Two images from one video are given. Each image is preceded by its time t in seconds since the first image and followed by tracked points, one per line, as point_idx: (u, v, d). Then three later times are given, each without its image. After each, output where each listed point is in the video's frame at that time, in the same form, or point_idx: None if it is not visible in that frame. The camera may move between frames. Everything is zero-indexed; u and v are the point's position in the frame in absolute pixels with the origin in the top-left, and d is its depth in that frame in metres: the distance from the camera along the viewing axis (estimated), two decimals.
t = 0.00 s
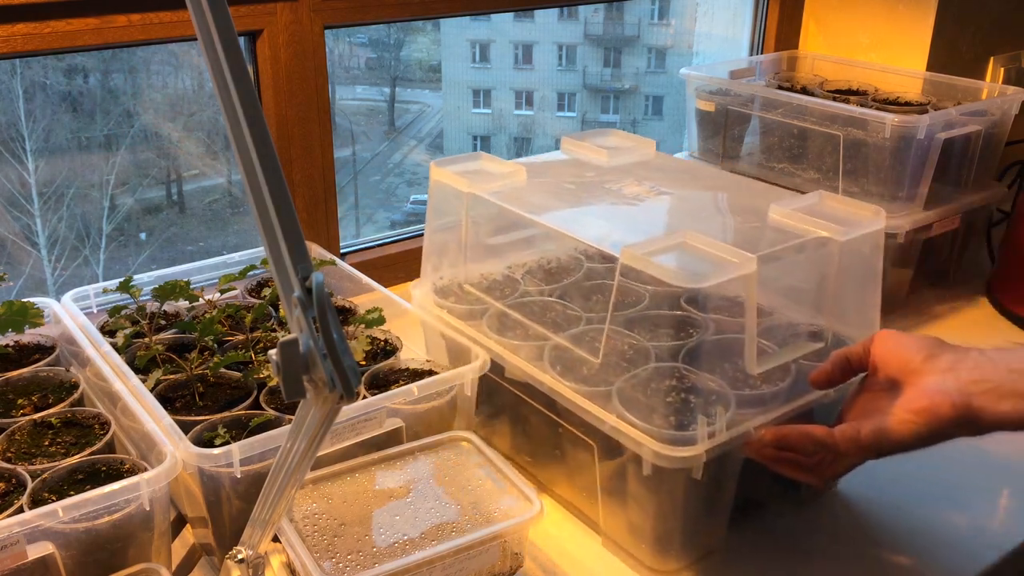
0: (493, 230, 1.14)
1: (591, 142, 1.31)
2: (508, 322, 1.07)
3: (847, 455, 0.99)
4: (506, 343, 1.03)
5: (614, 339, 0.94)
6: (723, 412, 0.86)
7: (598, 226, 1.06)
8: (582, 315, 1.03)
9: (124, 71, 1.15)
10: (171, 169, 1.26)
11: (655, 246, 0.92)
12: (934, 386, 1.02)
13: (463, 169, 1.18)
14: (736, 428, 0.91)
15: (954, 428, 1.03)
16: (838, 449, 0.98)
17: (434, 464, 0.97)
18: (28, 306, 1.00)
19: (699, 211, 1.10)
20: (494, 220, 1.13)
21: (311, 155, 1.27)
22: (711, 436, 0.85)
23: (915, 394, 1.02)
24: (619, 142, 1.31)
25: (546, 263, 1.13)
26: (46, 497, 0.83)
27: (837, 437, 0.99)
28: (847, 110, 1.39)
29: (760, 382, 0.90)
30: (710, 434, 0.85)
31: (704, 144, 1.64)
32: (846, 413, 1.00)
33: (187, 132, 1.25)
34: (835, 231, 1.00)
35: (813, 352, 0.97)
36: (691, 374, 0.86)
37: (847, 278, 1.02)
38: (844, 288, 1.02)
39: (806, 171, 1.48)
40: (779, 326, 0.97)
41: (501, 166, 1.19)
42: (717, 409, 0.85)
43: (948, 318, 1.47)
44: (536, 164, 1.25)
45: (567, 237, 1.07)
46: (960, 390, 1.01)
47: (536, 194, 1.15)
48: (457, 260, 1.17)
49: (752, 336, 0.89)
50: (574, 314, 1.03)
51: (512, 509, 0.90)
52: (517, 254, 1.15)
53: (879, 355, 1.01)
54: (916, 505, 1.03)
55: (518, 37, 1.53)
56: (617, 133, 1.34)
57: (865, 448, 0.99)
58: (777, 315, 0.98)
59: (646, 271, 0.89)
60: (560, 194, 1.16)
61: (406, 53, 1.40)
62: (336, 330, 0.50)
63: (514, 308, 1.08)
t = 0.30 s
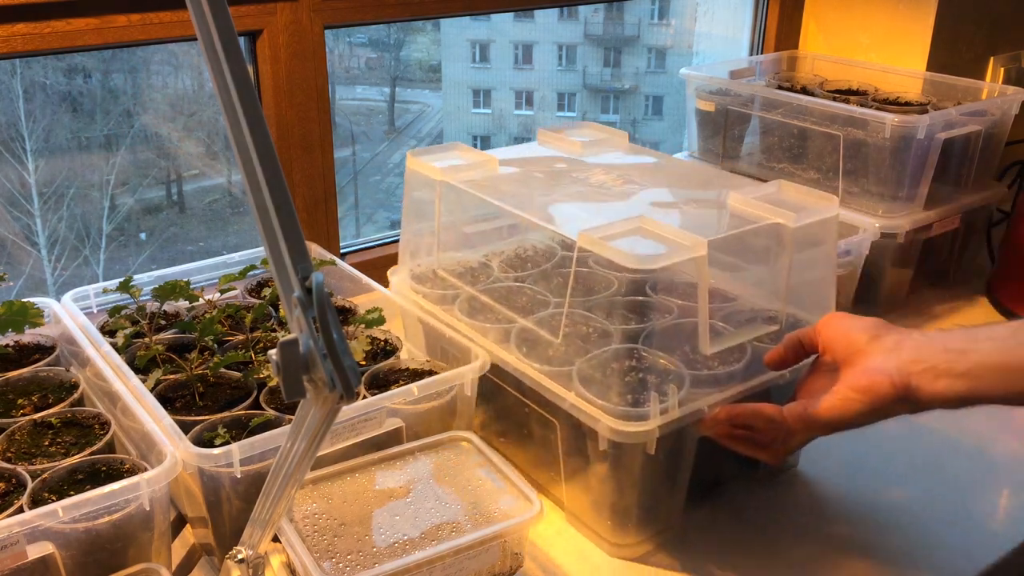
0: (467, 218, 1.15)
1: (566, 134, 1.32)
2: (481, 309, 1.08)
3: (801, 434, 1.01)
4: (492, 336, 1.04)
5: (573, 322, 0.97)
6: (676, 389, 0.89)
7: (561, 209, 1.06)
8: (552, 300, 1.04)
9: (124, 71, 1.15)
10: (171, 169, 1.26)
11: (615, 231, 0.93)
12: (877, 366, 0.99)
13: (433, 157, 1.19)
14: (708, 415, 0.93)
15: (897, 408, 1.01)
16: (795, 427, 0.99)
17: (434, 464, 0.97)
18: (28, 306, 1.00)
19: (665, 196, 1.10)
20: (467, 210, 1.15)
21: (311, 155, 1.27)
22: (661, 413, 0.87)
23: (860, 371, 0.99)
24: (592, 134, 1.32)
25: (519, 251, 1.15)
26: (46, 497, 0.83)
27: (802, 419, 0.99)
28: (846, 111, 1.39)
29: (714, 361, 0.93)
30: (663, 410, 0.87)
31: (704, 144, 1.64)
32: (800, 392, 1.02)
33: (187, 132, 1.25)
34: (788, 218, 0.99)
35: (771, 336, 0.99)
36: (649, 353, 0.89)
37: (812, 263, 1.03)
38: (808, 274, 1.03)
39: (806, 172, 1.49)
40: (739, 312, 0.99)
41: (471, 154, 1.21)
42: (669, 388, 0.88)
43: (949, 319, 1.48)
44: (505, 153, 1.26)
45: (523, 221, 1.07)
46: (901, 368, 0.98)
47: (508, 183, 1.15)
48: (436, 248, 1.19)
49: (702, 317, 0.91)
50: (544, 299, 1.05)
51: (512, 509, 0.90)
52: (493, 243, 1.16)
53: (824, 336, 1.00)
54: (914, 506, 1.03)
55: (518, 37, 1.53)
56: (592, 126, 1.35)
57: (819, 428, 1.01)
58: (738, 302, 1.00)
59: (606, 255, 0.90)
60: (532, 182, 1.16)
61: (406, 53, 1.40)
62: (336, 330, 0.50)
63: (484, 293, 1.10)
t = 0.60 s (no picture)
0: (440, 206, 1.18)
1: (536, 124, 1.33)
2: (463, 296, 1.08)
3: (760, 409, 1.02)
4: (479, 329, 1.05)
5: (537, 303, 0.99)
6: (633, 363, 0.92)
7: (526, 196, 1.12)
8: (518, 283, 1.05)
9: (124, 71, 1.15)
10: (171, 169, 1.26)
11: (574, 214, 0.98)
12: (822, 342, 0.98)
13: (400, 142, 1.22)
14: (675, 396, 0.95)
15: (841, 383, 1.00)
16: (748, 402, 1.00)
17: (435, 464, 0.97)
18: (28, 306, 1.00)
19: (615, 185, 1.13)
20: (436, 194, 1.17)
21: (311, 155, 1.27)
22: (619, 385, 0.90)
23: (806, 348, 0.99)
24: (562, 124, 1.33)
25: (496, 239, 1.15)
26: (46, 497, 0.83)
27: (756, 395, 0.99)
28: (846, 110, 1.39)
29: (674, 340, 0.97)
30: (619, 382, 0.90)
31: (704, 145, 1.64)
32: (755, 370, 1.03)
33: (187, 131, 1.25)
34: (740, 201, 1.01)
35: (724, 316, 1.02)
36: (611, 332, 0.93)
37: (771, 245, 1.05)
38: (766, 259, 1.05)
39: (806, 172, 1.49)
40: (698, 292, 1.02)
41: (443, 142, 1.23)
42: (625, 360, 0.91)
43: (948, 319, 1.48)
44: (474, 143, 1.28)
45: (494, 206, 1.12)
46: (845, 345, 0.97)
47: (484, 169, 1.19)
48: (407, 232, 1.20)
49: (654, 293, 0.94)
50: (512, 281, 1.06)
51: (512, 509, 0.90)
52: (467, 231, 1.18)
53: (773, 315, 1.01)
54: (914, 505, 1.03)
55: (518, 37, 1.53)
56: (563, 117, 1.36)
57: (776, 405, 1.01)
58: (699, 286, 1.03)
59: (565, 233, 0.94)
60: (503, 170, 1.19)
61: (406, 53, 1.40)
62: (336, 330, 0.50)
63: (454, 275, 1.13)
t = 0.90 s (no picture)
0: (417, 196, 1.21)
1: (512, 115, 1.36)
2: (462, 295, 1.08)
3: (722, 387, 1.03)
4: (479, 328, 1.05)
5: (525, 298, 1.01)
6: (599, 342, 0.96)
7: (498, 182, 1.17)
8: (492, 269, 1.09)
9: (124, 71, 1.15)
10: (171, 169, 1.26)
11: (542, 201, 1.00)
12: (775, 320, 0.97)
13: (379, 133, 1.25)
14: (640, 371, 0.99)
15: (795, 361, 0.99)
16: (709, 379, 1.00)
17: (435, 464, 0.97)
18: (28, 306, 1.00)
19: (596, 177, 1.17)
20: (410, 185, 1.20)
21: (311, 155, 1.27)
22: (586, 362, 0.95)
23: (760, 327, 0.98)
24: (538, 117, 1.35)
25: (475, 228, 1.16)
26: (46, 497, 0.83)
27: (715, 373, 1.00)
28: (846, 110, 1.39)
29: (640, 320, 1.01)
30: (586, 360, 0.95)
31: (704, 145, 1.64)
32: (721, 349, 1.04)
33: (187, 131, 1.25)
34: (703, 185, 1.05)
35: (686, 296, 1.07)
36: (580, 313, 0.95)
37: (730, 231, 1.09)
38: (726, 244, 1.10)
39: (806, 172, 1.49)
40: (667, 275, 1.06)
41: (420, 132, 1.25)
42: (592, 339, 0.96)
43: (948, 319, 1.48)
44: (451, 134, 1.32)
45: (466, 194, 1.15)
46: (797, 323, 0.96)
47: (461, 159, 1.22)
48: (386, 221, 1.24)
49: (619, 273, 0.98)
50: (483, 264, 1.11)
51: (512, 509, 0.90)
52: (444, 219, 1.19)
53: (732, 296, 1.02)
54: (914, 505, 1.03)
55: (518, 37, 1.53)
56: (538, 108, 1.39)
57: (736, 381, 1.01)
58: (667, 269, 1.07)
59: (532, 219, 0.97)
60: (477, 161, 1.22)
61: (406, 53, 1.40)
62: (336, 330, 0.50)
63: (430, 261, 1.17)
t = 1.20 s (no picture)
0: (403, 188, 1.23)
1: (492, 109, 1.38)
2: (462, 295, 1.08)
3: (695, 368, 1.08)
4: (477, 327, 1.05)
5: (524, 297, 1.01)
6: (576, 326, 1.00)
7: (479, 172, 1.17)
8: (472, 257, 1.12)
9: (124, 71, 1.15)
10: (171, 169, 1.26)
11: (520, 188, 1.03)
12: (745, 304, 1.03)
13: (360, 125, 1.25)
14: (615, 354, 1.03)
15: (764, 344, 1.05)
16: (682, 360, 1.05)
17: (435, 464, 0.97)
18: (28, 306, 1.00)
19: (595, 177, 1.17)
20: (394, 174, 1.22)
21: (312, 155, 1.27)
22: (564, 344, 0.98)
23: (731, 311, 1.03)
24: (516, 110, 1.39)
25: (457, 217, 1.19)
26: (46, 497, 0.83)
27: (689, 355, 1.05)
28: (846, 110, 1.39)
29: (615, 305, 1.05)
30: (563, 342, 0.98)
31: (704, 144, 1.64)
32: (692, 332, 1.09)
33: (187, 131, 1.25)
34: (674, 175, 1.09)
35: (661, 281, 1.11)
36: (556, 298, 1.01)
37: (702, 220, 1.13)
38: (697, 231, 1.14)
39: (806, 172, 1.49)
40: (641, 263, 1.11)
41: (401, 125, 1.26)
42: (568, 322, 0.99)
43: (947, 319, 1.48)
44: (433, 127, 1.33)
45: (444, 181, 1.15)
46: (766, 308, 1.01)
47: (440, 150, 1.24)
48: (370, 211, 1.26)
49: (594, 261, 1.03)
50: (463, 253, 1.14)
51: (512, 509, 0.90)
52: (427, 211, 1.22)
53: (705, 282, 1.07)
54: (913, 504, 1.03)
55: (518, 37, 1.53)
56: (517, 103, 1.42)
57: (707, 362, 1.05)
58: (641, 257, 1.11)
59: (513, 209, 0.99)
60: (457, 152, 1.24)
61: (406, 53, 1.40)
62: (336, 330, 0.50)
63: (427, 259, 1.17)
